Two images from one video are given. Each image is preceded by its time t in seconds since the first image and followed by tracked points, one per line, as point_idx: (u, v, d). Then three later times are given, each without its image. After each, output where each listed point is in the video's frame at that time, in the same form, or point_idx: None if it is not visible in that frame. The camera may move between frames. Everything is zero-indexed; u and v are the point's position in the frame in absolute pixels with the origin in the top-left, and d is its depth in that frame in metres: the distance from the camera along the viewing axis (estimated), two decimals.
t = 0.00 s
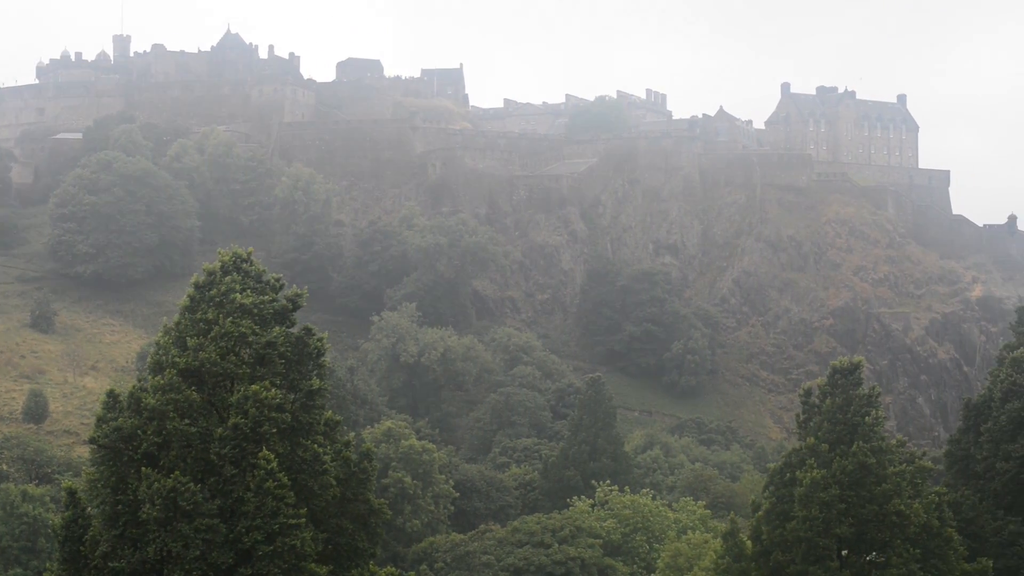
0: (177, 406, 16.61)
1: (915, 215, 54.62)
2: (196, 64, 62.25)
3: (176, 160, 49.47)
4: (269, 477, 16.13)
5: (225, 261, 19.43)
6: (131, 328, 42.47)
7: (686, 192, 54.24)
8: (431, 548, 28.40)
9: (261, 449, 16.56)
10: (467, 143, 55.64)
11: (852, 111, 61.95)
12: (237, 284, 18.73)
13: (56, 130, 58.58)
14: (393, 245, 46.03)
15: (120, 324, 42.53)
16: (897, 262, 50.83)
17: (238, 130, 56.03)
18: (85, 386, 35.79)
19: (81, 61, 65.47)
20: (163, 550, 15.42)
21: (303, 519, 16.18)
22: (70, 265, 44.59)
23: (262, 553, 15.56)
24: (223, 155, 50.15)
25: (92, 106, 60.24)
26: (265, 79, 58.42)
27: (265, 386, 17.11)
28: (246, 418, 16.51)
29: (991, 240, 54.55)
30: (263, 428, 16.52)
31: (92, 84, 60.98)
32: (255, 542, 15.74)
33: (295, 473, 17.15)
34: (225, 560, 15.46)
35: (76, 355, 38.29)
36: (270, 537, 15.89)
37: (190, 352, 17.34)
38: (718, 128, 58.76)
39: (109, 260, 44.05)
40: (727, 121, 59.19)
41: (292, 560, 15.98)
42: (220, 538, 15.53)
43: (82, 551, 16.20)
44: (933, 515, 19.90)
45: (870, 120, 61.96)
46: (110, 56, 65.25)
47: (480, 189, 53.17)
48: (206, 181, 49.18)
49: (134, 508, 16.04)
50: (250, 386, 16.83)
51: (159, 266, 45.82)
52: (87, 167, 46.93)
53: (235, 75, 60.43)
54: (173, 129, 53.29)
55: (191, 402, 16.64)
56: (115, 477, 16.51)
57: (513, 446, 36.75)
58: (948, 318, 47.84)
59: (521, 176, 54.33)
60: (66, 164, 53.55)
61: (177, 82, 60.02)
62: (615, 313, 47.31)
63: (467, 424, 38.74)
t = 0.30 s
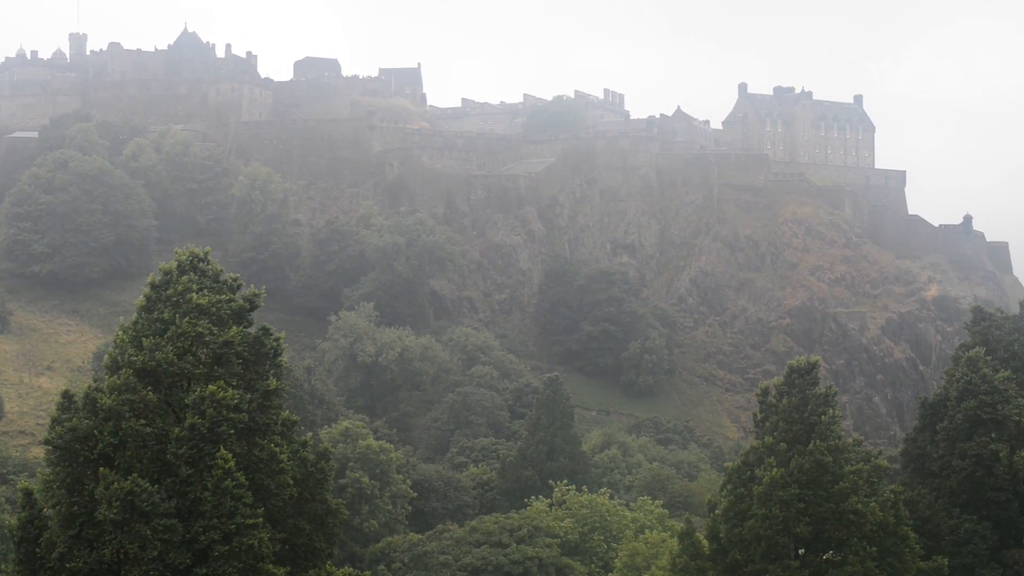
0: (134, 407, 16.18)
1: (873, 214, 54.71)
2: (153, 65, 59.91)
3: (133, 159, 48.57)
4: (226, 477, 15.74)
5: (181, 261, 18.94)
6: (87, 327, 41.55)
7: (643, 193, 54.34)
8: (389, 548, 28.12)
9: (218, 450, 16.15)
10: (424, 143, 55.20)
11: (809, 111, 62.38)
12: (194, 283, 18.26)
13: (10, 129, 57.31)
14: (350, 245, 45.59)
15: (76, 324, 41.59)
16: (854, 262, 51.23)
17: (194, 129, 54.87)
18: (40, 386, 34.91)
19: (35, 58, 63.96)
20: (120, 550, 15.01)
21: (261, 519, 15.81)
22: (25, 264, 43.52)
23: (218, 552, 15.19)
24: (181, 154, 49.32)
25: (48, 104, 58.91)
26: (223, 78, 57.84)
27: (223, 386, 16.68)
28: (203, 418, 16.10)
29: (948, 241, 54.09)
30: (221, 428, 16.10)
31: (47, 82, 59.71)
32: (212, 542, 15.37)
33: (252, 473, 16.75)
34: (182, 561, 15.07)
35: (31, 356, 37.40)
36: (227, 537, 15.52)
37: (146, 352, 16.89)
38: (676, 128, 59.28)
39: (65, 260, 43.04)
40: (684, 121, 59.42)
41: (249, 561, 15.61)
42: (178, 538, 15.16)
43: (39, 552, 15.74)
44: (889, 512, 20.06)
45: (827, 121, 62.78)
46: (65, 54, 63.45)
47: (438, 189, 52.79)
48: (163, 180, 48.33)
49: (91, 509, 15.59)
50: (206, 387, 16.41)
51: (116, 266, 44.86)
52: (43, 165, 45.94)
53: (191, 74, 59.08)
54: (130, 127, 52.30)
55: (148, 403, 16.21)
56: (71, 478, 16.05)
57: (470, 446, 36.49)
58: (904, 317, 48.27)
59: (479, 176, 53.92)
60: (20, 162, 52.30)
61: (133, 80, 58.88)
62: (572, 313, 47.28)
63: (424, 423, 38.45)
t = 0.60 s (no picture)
0: (90, 407, 15.76)
1: (830, 216, 55.34)
2: (111, 64, 59.22)
3: (90, 159, 47.65)
4: (184, 477, 15.38)
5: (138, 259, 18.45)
6: (42, 328, 40.58)
7: (602, 193, 54.38)
8: (347, 549, 27.72)
9: (176, 450, 15.78)
10: (383, 143, 54.74)
11: (767, 112, 62.71)
12: (152, 284, 17.86)
13: None
14: (308, 245, 45.04)
15: (31, 324, 40.61)
16: (811, 262, 51.64)
17: (151, 128, 53.91)
18: None
19: None
20: (77, 551, 14.56)
21: (218, 518, 15.47)
22: None
23: (175, 553, 14.78)
24: (138, 154, 48.46)
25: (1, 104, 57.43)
26: (182, 77, 56.33)
27: (180, 386, 16.35)
28: (160, 419, 15.73)
29: (905, 241, 54.66)
30: (177, 428, 15.77)
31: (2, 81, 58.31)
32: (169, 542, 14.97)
33: (209, 473, 16.38)
34: (140, 561, 14.67)
35: None
36: (184, 537, 15.14)
37: (103, 352, 16.46)
38: (634, 129, 59.34)
39: (19, 260, 42.01)
40: (642, 122, 59.49)
41: (206, 561, 15.24)
42: (135, 538, 14.77)
43: None
44: (845, 511, 20.17)
45: (784, 122, 63.25)
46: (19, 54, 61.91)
47: (396, 189, 52.26)
48: (120, 180, 47.40)
49: (47, 510, 15.09)
50: (164, 387, 16.05)
51: (72, 266, 43.89)
52: None
53: (149, 73, 58.61)
54: (87, 127, 51.32)
55: (104, 402, 15.81)
56: (26, 480, 15.52)
57: (428, 446, 36.17)
58: (861, 318, 48.67)
59: (437, 175, 53.44)
60: None
61: (89, 80, 57.98)
62: (530, 314, 47.22)
63: (382, 423, 38.07)
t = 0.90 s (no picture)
0: (47, 408, 15.29)
1: (787, 216, 55.75)
2: (68, 63, 58.55)
3: (47, 159, 45.95)
4: (142, 477, 15.00)
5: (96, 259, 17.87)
6: None
7: (561, 193, 54.40)
8: (304, 550, 27.31)
9: (133, 450, 15.38)
10: (340, 144, 54.04)
11: (725, 113, 62.97)
12: (110, 283, 17.34)
13: None
14: (266, 245, 44.43)
15: None
16: (769, 263, 52.01)
17: (108, 128, 53.23)
18: None
19: None
20: (33, 552, 14.13)
21: (177, 518, 15.13)
22: None
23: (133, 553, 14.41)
24: (96, 154, 47.36)
25: None
26: (139, 77, 55.40)
27: (139, 386, 15.89)
28: (117, 419, 15.32)
29: (864, 241, 55.44)
30: (134, 428, 15.37)
31: None
32: (127, 543, 14.59)
33: (166, 474, 15.99)
34: (98, 562, 14.26)
35: None
36: (142, 537, 14.77)
37: (60, 352, 15.98)
38: (592, 129, 59.41)
39: None
40: (600, 123, 59.67)
41: (165, 562, 14.86)
42: (93, 539, 14.35)
43: None
44: (803, 511, 20.26)
45: (742, 123, 63.53)
46: None
47: (354, 189, 51.96)
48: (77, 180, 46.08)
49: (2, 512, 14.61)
50: (122, 387, 15.62)
51: (27, 266, 42.86)
52: None
53: (106, 72, 58.00)
54: (43, 126, 50.24)
55: (61, 403, 15.33)
56: None
57: (386, 446, 35.79)
58: (818, 318, 49.29)
59: (395, 175, 52.87)
60: None
61: (45, 79, 56.76)
62: (488, 314, 47.07)
63: (339, 424, 37.62)
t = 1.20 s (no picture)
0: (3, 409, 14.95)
1: (744, 216, 56.21)
2: (24, 62, 57.94)
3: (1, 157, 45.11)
4: (100, 478, 14.70)
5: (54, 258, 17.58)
6: None
7: (519, 194, 53.99)
8: (263, 550, 27.05)
9: (91, 452, 15.08)
10: (299, 143, 53.50)
11: (683, 113, 63.53)
12: (67, 284, 17.06)
13: None
14: (224, 244, 43.84)
15: None
16: (727, 263, 52.39)
17: (65, 127, 52.56)
18: None
19: None
20: None
21: (135, 521, 14.84)
22: None
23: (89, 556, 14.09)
24: (52, 152, 46.39)
25: None
26: (96, 76, 55.11)
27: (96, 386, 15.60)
28: (75, 419, 15.00)
29: (822, 241, 56.15)
30: (92, 429, 15.05)
31: None
32: (83, 546, 14.27)
33: (123, 475, 15.71)
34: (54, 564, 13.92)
35: None
36: (99, 540, 14.45)
37: (17, 353, 15.67)
38: (550, 129, 59.44)
39: None
40: (559, 122, 59.58)
41: (122, 565, 14.58)
42: (50, 540, 14.02)
43: None
44: (761, 511, 20.36)
45: (700, 123, 64.09)
46: None
47: (313, 189, 51.54)
48: (33, 180, 45.18)
49: None
50: (80, 387, 15.31)
51: None
52: None
53: (63, 71, 57.40)
54: None
55: (18, 403, 15.00)
56: None
57: (345, 447, 35.50)
58: (776, 318, 49.79)
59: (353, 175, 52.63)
60: None
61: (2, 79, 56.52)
62: (447, 313, 46.92)
63: (298, 424, 37.29)
